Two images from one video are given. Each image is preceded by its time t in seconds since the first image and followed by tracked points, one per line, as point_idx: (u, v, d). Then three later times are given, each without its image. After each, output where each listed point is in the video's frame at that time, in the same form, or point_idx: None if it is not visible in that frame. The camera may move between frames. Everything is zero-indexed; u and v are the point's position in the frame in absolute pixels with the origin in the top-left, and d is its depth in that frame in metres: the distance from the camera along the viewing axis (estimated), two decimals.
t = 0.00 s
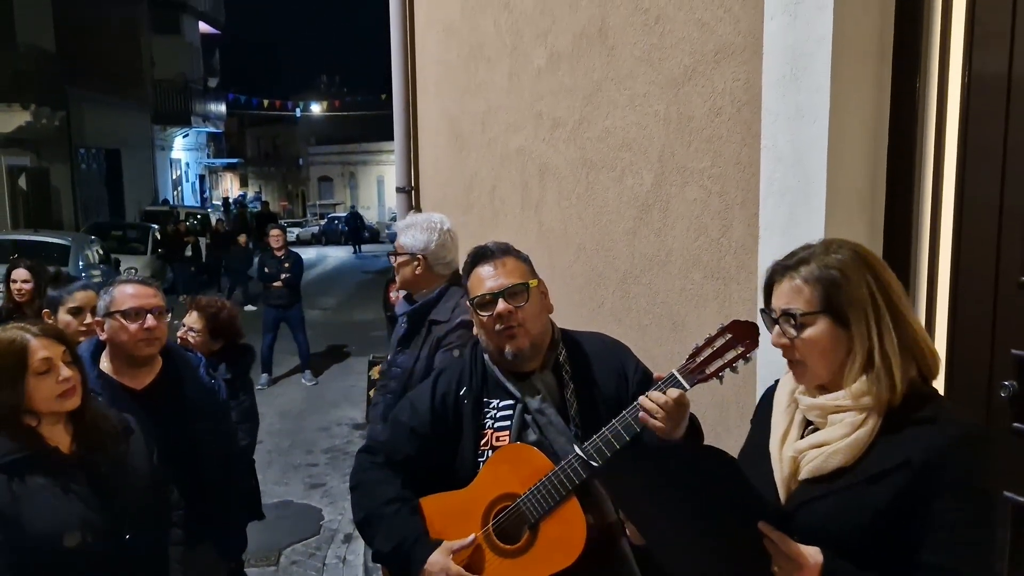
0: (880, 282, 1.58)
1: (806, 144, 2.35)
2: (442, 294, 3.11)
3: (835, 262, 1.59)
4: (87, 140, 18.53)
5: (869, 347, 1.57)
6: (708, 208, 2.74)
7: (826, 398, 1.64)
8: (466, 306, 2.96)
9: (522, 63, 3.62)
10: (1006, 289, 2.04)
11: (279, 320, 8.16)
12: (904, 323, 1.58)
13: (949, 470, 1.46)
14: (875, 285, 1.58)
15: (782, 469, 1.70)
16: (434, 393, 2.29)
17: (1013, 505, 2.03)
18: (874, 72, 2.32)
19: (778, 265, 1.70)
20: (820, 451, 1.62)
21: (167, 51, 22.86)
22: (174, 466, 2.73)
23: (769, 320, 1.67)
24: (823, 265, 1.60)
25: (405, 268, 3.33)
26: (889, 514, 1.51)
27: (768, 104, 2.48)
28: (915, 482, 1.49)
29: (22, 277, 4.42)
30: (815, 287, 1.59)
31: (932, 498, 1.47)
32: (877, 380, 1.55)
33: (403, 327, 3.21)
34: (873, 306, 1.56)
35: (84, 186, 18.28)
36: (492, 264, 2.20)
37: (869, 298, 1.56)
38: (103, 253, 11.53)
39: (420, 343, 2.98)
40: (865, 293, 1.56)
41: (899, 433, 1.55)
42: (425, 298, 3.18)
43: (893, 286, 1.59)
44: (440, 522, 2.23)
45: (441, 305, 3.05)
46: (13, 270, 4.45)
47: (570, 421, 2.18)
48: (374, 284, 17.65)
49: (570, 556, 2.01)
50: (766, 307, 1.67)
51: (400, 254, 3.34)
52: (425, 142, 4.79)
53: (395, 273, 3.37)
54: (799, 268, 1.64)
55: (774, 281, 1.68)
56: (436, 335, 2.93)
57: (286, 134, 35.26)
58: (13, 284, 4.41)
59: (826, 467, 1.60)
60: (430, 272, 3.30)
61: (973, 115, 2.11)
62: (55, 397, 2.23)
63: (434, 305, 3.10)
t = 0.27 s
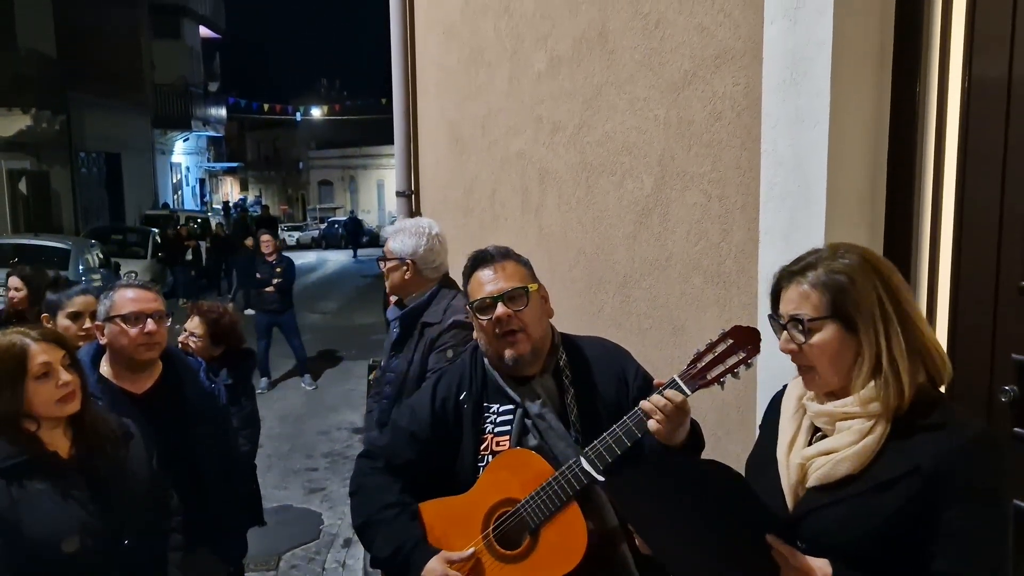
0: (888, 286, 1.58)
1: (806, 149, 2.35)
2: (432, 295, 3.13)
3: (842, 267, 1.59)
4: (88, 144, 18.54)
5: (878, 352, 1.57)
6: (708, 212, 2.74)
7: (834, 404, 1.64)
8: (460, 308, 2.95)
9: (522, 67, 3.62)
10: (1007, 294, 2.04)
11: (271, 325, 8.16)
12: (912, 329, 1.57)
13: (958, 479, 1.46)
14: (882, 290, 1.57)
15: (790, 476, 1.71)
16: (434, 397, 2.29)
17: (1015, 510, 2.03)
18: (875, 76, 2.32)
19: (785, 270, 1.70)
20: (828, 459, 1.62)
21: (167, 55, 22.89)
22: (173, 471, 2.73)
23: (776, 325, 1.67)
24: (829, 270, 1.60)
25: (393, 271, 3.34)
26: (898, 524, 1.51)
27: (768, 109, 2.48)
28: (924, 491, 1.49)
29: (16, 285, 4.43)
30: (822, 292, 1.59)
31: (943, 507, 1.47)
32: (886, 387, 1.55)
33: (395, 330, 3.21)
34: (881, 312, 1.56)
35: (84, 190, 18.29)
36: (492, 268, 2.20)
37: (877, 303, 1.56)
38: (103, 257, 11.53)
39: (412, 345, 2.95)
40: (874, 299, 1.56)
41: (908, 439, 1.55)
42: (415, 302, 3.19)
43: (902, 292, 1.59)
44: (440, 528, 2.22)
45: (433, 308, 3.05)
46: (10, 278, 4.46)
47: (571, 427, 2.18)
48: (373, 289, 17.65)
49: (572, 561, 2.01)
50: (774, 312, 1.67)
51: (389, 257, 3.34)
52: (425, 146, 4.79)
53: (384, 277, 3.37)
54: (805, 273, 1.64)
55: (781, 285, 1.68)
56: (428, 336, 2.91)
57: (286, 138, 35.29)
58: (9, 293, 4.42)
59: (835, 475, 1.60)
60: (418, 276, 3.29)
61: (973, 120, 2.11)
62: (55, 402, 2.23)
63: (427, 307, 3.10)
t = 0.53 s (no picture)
0: (891, 290, 1.58)
1: (803, 153, 2.35)
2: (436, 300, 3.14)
3: (845, 267, 1.59)
4: (88, 148, 18.55)
5: (875, 355, 1.57)
6: (707, 216, 2.74)
7: (829, 407, 1.65)
8: (463, 312, 2.95)
9: (521, 71, 3.62)
10: (1005, 297, 2.04)
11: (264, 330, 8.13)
12: (912, 333, 1.57)
13: (956, 485, 1.47)
14: (885, 293, 1.57)
15: (784, 479, 1.72)
16: (432, 402, 2.29)
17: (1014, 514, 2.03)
18: (873, 81, 2.32)
19: (789, 267, 1.70)
20: (823, 461, 1.63)
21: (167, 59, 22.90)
22: (172, 475, 2.73)
23: (777, 324, 1.68)
24: (832, 271, 1.60)
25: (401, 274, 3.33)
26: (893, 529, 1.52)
27: (767, 113, 2.48)
28: (919, 497, 1.50)
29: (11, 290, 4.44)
30: (823, 292, 1.59)
31: (937, 512, 1.48)
32: (880, 390, 1.56)
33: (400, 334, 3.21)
34: (881, 314, 1.56)
35: (84, 194, 18.30)
36: (493, 270, 2.20)
37: (878, 306, 1.56)
38: (102, 260, 11.52)
39: (416, 351, 2.95)
40: (875, 301, 1.56)
41: (904, 443, 1.56)
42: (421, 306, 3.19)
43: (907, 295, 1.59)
44: (438, 529, 2.22)
45: (440, 312, 3.04)
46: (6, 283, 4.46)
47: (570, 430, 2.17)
48: (373, 292, 17.65)
49: (570, 563, 1.98)
50: (775, 310, 1.68)
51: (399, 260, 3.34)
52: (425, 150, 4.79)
53: (390, 279, 3.37)
54: (809, 273, 1.64)
55: (785, 284, 1.69)
56: (432, 342, 2.89)
57: (286, 141, 35.31)
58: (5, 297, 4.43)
59: (828, 477, 1.62)
60: (427, 281, 3.30)
61: (972, 125, 2.11)
62: (53, 405, 2.23)
63: (429, 312, 3.10)
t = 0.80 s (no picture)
0: (879, 293, 1.58)
1: (803, 156, 2.36)
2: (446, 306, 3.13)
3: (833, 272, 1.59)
4: (89, 152, 18.56)
5: (863, 358, 1.57)
6: (707, 219, 2.74)
7: (819, 408, 1.64)
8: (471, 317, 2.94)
9: (521, 74, 3.63)
10: (1005, 301, 2.04)
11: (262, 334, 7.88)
12: (899, 338, 1.57)
13: (948, 488, 1.47)
14: (873, 297, 1.57)
15: (773, 478, 1.72)
16: (437, 404, 2.28)
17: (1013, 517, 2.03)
18: (873, 85, 2.33)
19: (779, 272, 1.70)
20: (811, 461, 1.63)
21: (168, 63, 22.92)
22: (172, 478, 2.73)
23: (766, 327, 1.68)
24: (821, 275, 1.60)
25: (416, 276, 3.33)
26: (884, 530, 1.52)
27: (767, 116, 2.49)
28: (905, 497, 1.51)
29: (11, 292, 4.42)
30: (812, 296, 1.59)
31: (921, 512, 1.50)
32: (868, 393, 1.56)
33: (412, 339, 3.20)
34: (869, 319, 1.56)
35: (84, 197, 18.31)
36: (499, 273, 2.20)
37: (866, 310, 1.56)
38: (102, 264, 11.53)
39: (428, 358, 2.94)
40: (863, 306, 1.56)
41: (893, 445, 1.56)
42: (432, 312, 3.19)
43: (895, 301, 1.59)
44: (440, 535, 2.21)
45: (452, 318, 3.02)
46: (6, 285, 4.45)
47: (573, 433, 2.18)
48: (373, 295, 17.64)
49: (573, 567, 2.01)
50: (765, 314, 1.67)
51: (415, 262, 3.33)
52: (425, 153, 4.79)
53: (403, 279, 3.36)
54: (798, 276, 1.64)
55: (774, 287, 1.69)
56: (446, 349, 2.85)
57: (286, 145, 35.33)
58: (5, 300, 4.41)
59: (817, 477, 1.62)
60: (439, 285, 3.31)
61: (972, 128, 2.12)
62: (53, 409, 2.23)
63: (439, 318, 3.11)
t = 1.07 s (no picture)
0: (862, 294, 1.59)
1: (805, 158, 2.36)
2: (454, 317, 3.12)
3: (819, 271, 1.60)
4: (89, 155, 18.56)
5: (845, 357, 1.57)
6: (707, 221, 2.74)
7: (801, 407, 1.65)
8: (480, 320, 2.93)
9: (522, 77, 3.63)
10: (1005, 303, 2.03)
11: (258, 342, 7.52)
12: (881, 337, 1.58)
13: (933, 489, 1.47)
14: (856, 297, 1.58)
15: (757, 475, 1.72)
16: (439, 405, 2.27)
17: (1015, 520, 2.02)
18: (874, 89, 2.33)
19: (767, 272, 1.71)
20: (793, 459, 1.63)
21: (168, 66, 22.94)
22: (172, 480, 2.73)
23: (751, 326, 1.68)
24: (806, 274, 1.61)
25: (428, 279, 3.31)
26: (862, 529, 1.52)
27: (768, 119, 2.49)
28: (885, 492, 1.50)
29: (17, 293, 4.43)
30: (797, 295, 1.60)
31: (901, 508, 1.49)
32: (847, 390, 1.56)
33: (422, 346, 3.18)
34: (851, 317, 1.57)
35: (85, 200, 18.31)
36: (506, 276, 2.21)
37: (849, 309, 1.57)
38: (103, 267, 11.53)
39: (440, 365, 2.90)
40: (846, 304, 1.57)
41: (869, 441, 1.56)
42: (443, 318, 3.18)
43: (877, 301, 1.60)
44: (441, 539, 2.21)
45: (463, 324, 3.00)
46: (10, 286, 4.46)
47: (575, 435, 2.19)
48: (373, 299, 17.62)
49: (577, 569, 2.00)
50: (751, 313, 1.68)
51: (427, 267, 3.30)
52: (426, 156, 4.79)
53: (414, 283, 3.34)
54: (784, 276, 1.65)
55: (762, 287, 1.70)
56: (461, 355, 2.83)
57: (287, 148, 35.34)
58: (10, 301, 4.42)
59: (799, 474, 1.62)
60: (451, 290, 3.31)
61: (972, 131, 2.12)
62: (55, 413, 2.23)
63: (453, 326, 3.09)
